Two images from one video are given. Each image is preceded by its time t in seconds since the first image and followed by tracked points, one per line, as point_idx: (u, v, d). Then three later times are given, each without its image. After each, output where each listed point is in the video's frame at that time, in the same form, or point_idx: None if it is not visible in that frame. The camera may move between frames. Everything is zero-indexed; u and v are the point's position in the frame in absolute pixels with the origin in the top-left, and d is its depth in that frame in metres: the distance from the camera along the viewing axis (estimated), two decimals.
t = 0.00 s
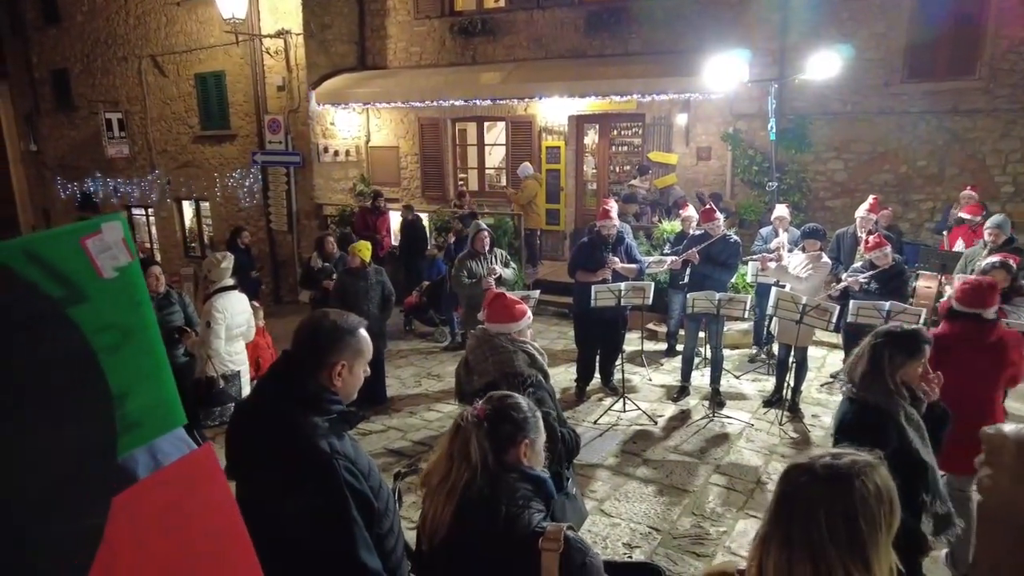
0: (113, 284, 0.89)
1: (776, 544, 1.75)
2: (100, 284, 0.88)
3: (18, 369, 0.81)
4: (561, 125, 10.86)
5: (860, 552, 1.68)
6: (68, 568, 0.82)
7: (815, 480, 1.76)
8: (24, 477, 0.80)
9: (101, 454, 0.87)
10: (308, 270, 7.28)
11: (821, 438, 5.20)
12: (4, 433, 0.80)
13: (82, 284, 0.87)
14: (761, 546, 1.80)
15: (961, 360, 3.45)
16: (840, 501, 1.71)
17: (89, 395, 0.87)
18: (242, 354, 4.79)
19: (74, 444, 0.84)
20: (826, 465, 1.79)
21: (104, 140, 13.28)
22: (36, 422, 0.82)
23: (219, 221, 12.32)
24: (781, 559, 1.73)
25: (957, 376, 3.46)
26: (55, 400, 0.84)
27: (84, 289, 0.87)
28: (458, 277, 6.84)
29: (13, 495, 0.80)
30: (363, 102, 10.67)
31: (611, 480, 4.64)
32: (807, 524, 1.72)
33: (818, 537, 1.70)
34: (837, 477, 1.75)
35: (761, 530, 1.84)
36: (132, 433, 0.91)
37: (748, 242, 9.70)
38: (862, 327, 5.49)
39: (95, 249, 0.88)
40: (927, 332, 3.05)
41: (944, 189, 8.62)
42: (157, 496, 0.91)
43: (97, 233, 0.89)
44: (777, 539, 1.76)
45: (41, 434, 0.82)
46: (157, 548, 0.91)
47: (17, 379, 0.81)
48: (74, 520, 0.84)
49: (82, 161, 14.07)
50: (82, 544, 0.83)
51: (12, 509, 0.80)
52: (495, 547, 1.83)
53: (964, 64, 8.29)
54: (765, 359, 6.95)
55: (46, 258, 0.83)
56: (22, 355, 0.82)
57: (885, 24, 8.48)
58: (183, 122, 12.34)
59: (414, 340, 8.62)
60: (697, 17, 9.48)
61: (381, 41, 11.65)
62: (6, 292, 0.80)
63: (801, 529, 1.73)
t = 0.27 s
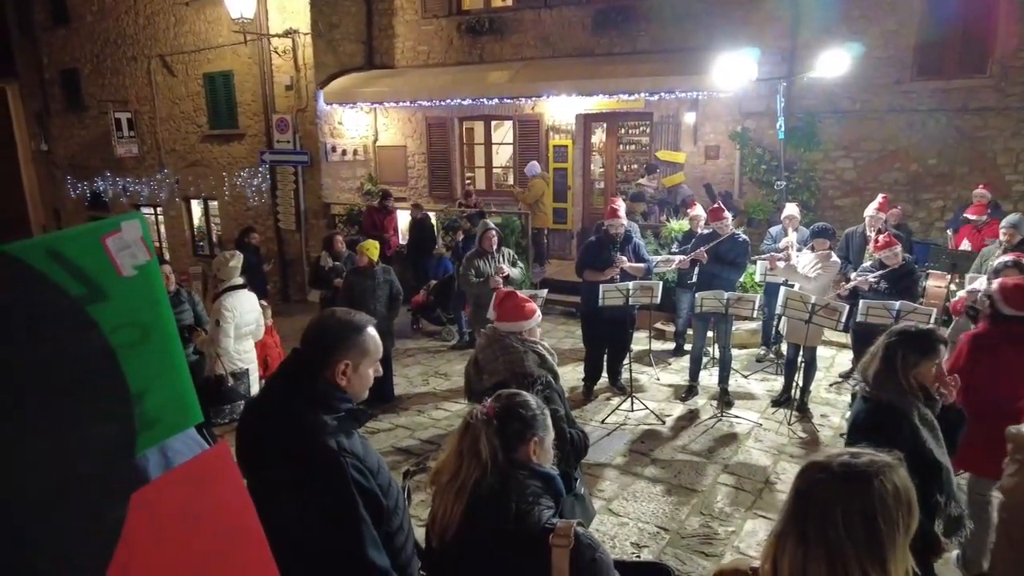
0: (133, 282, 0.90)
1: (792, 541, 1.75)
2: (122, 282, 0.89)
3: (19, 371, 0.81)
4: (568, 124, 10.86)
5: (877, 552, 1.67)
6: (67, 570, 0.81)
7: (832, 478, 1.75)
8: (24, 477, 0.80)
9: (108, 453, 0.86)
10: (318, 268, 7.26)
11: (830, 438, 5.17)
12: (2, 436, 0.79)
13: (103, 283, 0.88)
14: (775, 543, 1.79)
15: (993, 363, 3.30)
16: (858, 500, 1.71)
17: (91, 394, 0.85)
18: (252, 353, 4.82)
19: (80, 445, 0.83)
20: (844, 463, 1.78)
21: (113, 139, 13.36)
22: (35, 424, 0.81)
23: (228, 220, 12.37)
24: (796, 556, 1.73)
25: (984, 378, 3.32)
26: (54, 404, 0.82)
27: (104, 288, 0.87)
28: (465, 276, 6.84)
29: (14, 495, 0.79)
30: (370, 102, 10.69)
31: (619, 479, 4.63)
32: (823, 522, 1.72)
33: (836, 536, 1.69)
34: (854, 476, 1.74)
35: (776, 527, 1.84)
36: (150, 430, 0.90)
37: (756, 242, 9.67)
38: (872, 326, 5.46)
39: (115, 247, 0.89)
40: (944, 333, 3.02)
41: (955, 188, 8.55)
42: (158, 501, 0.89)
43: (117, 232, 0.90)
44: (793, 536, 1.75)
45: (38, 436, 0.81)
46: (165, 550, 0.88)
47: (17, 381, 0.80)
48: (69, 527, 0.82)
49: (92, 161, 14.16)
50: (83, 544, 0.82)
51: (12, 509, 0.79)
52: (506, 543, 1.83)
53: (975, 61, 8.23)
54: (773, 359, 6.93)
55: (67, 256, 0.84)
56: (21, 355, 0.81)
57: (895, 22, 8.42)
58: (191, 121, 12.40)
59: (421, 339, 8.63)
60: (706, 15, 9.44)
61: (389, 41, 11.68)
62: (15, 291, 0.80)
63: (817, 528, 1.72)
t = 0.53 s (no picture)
0: (136, 280, 0.92)
1: (799, 539, 1.74)
2: (126, 280, 0.91)
3: (18, 372, 0.79)
4: (574, 123, 10.85)
5: (884, 552, 1.66)
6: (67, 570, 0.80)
7: (841, 478, 1.74)
8: (24, 477, 0.78)
9: (115, 452, 0.85)
10: (325, 268, 7.26)
11: (837, 438, 5.15)
12: (1, 436, 0.77)
13: (108, 279, 0.88)
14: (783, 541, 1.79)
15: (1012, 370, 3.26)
16: (866, 500, 1.70)
17: (91, 395, 0.84)
18: (258, 351, 4.84)
19: (83, 444, 0.82)
20: (854, 463, 1.77)
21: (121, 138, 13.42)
22: (34, 424, 0.79)
23: (235, 219, 12.42)
24: (803, 554, 1.72)
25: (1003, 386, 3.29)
26: (54, 402, 0.81)
27: (109, 286, 0.88)
28: (471, 274, 6.83)
29: (13, 495, 0.77)
30: (376, 101, 10.70)
31: (624, 479, 4.62)
32: (831, 520, 1.71)
33: (843, 535, 1.68)
34: (864, 475, 1.73)
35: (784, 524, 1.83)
36: (154, 426, 0.91)
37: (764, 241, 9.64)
38: (879, 326, 5.44)
39: (119, 245, 0.91)
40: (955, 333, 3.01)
41: (964, 187, 8.50)
42: (159, 501, 0.88)
43: (120, 230, 0.92)
44: (799, 534, 1.75)
45: (39, 436, 0.79)
46: (171, 548, 0.89)
47: (17, 381, 0.79)
48: (70, 528, 0.80)
49: (100, 160, 14.23)
50: (84, 543, 0.81)
51: (12, 509, 0.77)
52: (510, 542, 1.82)
53: (984, 59, 8.17)
54: (780, 359, 6.90)
55: (73, 254, 0.85)
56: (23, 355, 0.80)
57: (903, 20, 8.37)
58: (199, 121, 12.45)
59: (427, 337, 8.64)
60: (713, 14, 9.41)
61: (395, 40, 11.76)
62: (19, 290, 0.80)
63: (824, 526, 1.71)
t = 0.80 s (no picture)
0: (137, 277, 0.92)
1: (800, 534, 1.74)
2: (127, 277, 0.91)
3: (18, 373, 0.79)
4: (578, 121, 10.84)
5: (887, 549, 1.66)
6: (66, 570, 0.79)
7: (843, 473, 1.74)
8: (24, 476, 0.78)
9: (116, 451, 0.86)
10: (329, 267, 7.27)
11: (841, 437, 5.14)
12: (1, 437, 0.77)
13: (109, 277, 0.89)
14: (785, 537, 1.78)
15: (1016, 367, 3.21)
16: (869, 495, 1.69)
17: (91, 394, 0.84)
18: (262, 350, 4.83)
19: (84, 443, 0.82)
20: (857, 459, 1.76)
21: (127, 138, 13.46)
22: (35, 425, 0.79)
23: (239, 218, 12.45)
24: (805, 549, 1.72)
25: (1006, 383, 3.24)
26: (54, 403, 0.81)
27: (111, 283, 0.89)
28: (476, 273, 6.84)
29: (13, 495, 0.77)
30: (381, 100, 10.71)
31: (628, 478, 4.62)
32: (833, 516, 1.70)
33: (845, 530, 1.68)
34: (866, 472, 1.72)
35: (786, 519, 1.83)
36: (154, 424, 0.92)
37: (768, 240, 9.62)
38: (884, 325, 5.43)
39: (121, 242, 0.91)
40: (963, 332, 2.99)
41: (969, 186, 8.47)
42: (158, 500, 0.89)
43: (123, 228, 0.91)
44: (802, 530, 1.74)
45: (38, 437, 0.79)
46: (171, 548, 0.90)
47: (18, 382, 0.79)
48: (69, 527, 0.80)
49: (105, 159, 14.28)
50: (84, 543, 0.81)
51: (12, 509, 0.77)
52: (515, 543, 1.83)
53: (990, 58, 8.14)
54: (784, 358, 6.89)
55: (75, 252, 0.85)
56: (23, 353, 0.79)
57: (909, 18, 8.34)
58: (204, 120, 12.47)
59: (431, 336, 8.65)
60: (718, 13, 9.39)
61: (399, 39, 11.71)
62: (20, 290, 0.80)
63: (827, 522, 1.71)
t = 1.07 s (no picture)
0: (136, 276, 0.91)
1: (805, 534, 1.74)
2: (125, 276, 0.90)
3: (19, 374, 0.80)
4: (581, 120, 10.83)
5: (891, 550, 1.65)
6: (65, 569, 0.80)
7: (849, 474, 1.74)
8: (24, 477, 0.79)
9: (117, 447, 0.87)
10: (332, 266, 7.28)
11: (844, 437, 5.13)
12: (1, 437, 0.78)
13: (107, 276, 0.88)
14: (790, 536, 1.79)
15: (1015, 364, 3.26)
16: (875, 496, 1.69)
17: (91, 395, 0.85)
18: (265, 349, 4.83)
19: (85, 443, 0.83)
20: (863, 461, 1.76)
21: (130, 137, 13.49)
22: (35, 425, 0.80)
23: (242, 217, 12.46)
24: (807, 549, 1.72)
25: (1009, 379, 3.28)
26: (53, 404, 0.81)
27: (109, 281, 0.88)
28: (477, 272, 6.85)
29: (13, 495, 0.78)
30: (382, 99, 10.71)
31: (629, 477, 4.62)
32: (838, 516, 1.70)
33: (850, 531, 1.68)
34: (872, 473, 1.72)
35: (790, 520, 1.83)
36: (152, 421, 0.91)
37: (771, 239, 9.61)
38: (886, 325, 5.42)
39: (118, 241, 0.90)
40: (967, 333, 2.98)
41: (973, 185, 8.44)
42: (158, 498, 0.88)
43: (120, 227, 0.90)
44: (806, 531, 1.74)
45: (37, 438, 0.80)
46: (171, 549, 0.89)
47: (18, 384, 0.80)
48: (71, 523, 0.81)
49: (108, 158, 14.30)
50: (84, 544, 0.81)
51: (11, 509, 0.78)
52: (518, 547, 1.79)
53: (994, 56, 8.11)
54: (787, 358, 6.87)
55: (73, 252, 0.84)
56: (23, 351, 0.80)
57: (912, 16, 8.31)
58: (206, 119, 12.49)
59: (433, 335, 8.65)
60: (720, 11, 9.37)
61: (402, 38, 11.69)
62: (21, 292, 0.81)
63: (831, 521, 1.71)
